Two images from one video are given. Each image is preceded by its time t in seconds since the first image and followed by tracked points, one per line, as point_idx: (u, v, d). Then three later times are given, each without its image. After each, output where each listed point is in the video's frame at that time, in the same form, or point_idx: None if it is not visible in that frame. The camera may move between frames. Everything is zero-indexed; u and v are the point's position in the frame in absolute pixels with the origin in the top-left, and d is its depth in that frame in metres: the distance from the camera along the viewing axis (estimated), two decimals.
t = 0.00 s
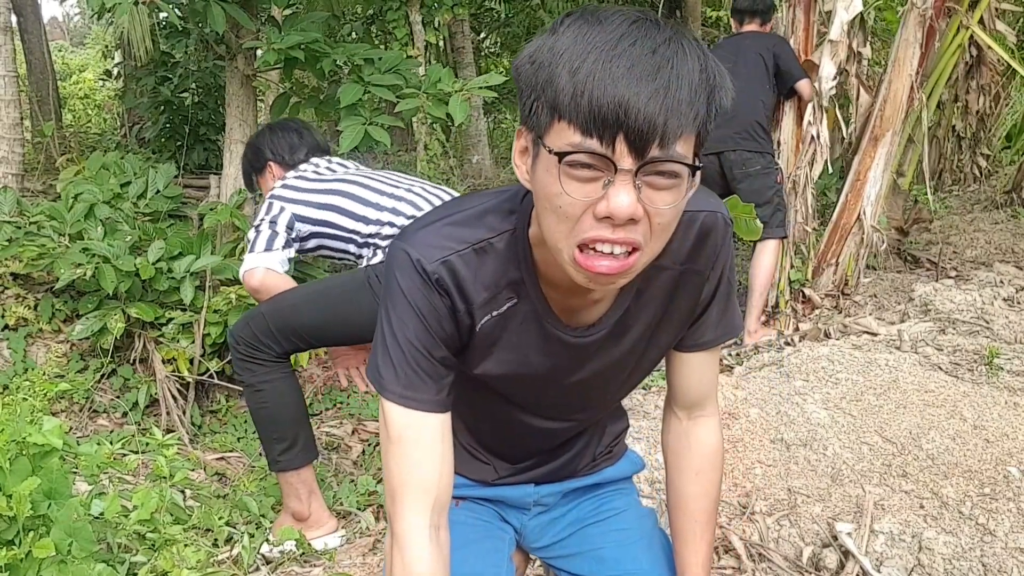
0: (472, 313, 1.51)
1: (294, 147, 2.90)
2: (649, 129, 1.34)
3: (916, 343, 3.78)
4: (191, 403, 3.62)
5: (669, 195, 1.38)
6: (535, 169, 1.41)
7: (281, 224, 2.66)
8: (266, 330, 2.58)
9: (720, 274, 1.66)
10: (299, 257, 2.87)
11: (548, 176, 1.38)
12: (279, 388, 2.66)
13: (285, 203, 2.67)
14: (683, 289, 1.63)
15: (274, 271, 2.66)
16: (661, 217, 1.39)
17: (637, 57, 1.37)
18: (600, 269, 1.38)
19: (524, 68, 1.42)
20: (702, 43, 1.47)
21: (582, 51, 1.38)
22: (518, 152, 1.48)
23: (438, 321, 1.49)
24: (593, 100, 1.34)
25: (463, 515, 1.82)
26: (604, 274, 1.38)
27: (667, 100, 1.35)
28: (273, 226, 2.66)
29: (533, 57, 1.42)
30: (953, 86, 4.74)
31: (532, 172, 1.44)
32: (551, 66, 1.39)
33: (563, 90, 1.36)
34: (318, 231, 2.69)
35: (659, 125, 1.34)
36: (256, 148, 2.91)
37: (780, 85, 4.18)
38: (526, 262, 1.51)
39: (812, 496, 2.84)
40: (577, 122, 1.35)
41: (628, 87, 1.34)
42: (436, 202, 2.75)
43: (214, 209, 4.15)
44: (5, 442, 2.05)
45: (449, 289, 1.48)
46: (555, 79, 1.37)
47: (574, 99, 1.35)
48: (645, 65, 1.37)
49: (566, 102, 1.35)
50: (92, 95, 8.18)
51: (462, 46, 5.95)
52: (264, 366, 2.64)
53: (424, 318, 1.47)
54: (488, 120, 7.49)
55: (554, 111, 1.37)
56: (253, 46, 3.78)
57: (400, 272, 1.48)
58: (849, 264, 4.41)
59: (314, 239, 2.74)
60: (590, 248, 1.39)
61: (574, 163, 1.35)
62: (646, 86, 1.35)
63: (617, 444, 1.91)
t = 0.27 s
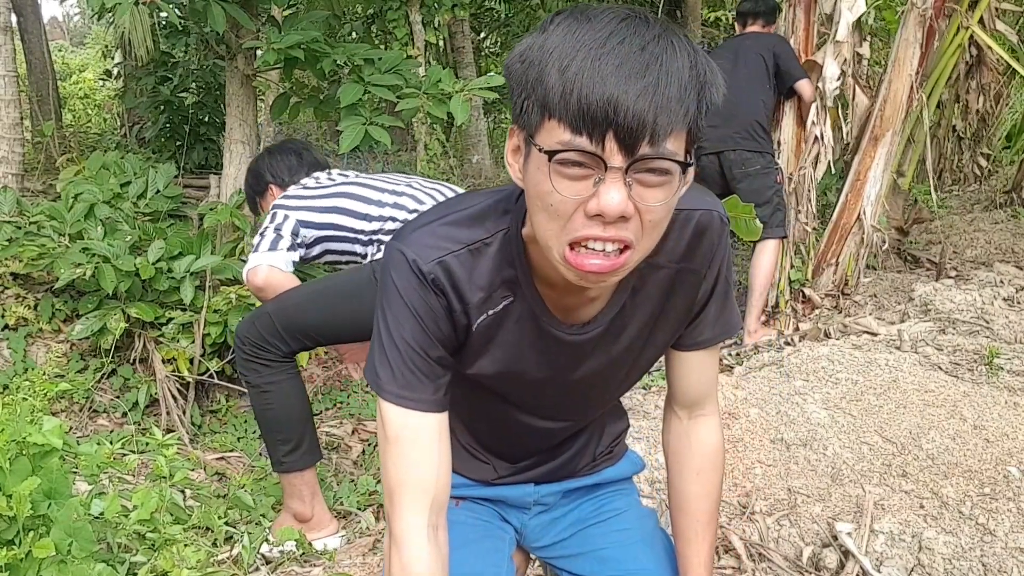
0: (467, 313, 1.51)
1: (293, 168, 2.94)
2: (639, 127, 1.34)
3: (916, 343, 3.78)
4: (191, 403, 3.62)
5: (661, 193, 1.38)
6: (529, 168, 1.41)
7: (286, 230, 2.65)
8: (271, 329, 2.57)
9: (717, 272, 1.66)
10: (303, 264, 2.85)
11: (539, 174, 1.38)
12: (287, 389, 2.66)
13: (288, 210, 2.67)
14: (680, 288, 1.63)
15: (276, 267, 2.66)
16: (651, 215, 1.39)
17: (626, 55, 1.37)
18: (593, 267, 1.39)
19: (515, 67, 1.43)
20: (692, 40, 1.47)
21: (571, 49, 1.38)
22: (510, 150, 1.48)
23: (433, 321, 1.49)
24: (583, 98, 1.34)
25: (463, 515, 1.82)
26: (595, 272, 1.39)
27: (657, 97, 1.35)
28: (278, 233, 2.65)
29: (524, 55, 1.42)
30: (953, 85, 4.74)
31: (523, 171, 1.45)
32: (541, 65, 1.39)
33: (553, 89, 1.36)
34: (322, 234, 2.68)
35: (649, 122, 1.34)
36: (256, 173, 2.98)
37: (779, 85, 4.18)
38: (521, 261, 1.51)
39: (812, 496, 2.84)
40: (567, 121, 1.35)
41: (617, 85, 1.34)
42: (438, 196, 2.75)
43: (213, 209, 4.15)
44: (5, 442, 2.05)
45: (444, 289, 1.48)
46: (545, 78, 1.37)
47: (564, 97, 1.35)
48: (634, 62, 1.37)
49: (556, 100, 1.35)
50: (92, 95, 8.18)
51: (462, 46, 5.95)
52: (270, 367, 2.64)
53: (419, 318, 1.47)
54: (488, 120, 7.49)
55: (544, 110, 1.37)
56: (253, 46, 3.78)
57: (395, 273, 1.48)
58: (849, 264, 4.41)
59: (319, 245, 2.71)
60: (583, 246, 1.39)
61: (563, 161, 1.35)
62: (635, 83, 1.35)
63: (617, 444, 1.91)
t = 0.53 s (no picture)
0: (467, 311, 1.51)
1: (292, 179, 2.94)
2: (635, 119, 1.34)
3: (916, 343, 3.78)
4: (191, 403, 3.62)
5: (658, 186, 1.38)
6: (526, 166, 1.41)
7: (286, 234, 2.64)
8: (271, 330, 2.57)
9: (716, 270, 1.66)
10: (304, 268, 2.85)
11: (537, 170, 1.38)
12: (287, 390, 2.66)
13: (288, 215, 2.67)
14: (679, 286, 1.63)
15: (275, 267, 2.65)
16: (650, 208, 1.39)
17: (621, 49, 1.38)
18: (594, 261, 1.38)
19: (510, 65, 1.43)
20: (686, 34, 1.47)
21: (565, 45, 1.39)
22: (508, 149, 1.48)
23: (433, 319, 1.49)
24: (580, 93, 1.34)
25: (463, 515, 1.82)
26: (595, 265, 1.38)
27: (653, 90, 1.36)
28: (278, 238, 2.64)
29: (519, 53, 1.42)
30: (953, 86, 4.73)
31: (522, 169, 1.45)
32: (536, 61, 1.40)
33: (550, 85, 1.36)
34: (323, 238, 2.67)
35: (645, 115, 1.35)
36: (256, 186, 2.97)
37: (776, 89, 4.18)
38: (520, 259, 1.51)
39: (812, 496, 2.84)
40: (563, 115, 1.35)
41: (612, 78, 1.35)
42: (436, 199, 2.78)
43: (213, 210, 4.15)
44: (5, 442, 2.05)
45: (444, 287, 1.48)
46: (541, 74, 1.37)
47: (560, 91, 1.35)
48: (629, 56, 1.37)
49: (552, 97, 1.36)
50: (92, 95, 8.18)
51: (462, 46, 5.95)
52: (270, 368, 2.64)
53: (419, 317, 1.47)
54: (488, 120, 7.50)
55: (540, 106, 1.38)
56: (253, 46, 3.78)
57: (394, 272, 1.48)
58: (849, 264, 4.41)
59: (319, 250, 2.71)
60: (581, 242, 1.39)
61: (562, 156, 1.36)
62: (630, 77, 1.35)
63: (616, 444, 1.91)
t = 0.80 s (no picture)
0: (470, 306, 1.50)
1: (293, 178, 2.94)
2: (634, 106, 1.35)
3: (916, 343, 3.78)
4: (191, 403, 3.62)
5: (658, 174, 1.39)
6: (527, 159, 1.41)
7: (286, 234, 2.64)
8: (270, 331, 2.58)
9: (716, 265, 1.67)
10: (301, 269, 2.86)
11: (538, 160, 1.38)
12: (285, 390, 2.66)
13: (289, 214, 2.67)
14: (679, 281, 1.63)
15: (274, 268, 2.65)
16: (651, 195, 1.39)
17: (618, 38, 1.39)
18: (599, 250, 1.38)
19: (509, 59, 1.44)
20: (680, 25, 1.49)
21: (563, 35, 1.40)
22: (508, 142, 1.48)
23: (435, 316, 1.48)
24: (579, 84, 1.35)
25: (463, 516, 1.81)
26: (598, 253, 1.38)
27: (650, 78, 1.37)
28: (277, 237, 2.65)
29: (517, 46, 1.43)
30: (953, 86, 4.73)
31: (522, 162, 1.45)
32: (534, 53, 1.40)
33: (548, 77, 1.37)
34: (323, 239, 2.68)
35: (643, 102, 1.36)
36: (259, 186, 2.97)
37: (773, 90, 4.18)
38: (523, 255, 1.52)
39: (812, 496, 2.84)
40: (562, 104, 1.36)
41: (610, 67, 1.36)
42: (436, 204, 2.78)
43: (213, 209, 4.15)
44: (5, 442, 2.05)
45: (446, 283, 1.48)
46: (540, 66, 1.38)
47: (558, 81, 1.36)
48: (626, 45, 1.38)
49: (552, 88, 1.36)
50: (92, 94, 8.18)
51: (462, 45, 5.95)
52: (267, 368, 2.64)
53: (422, 315, 1.47)
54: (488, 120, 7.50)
55: (540, 96, 1.38)
56: (253, 46, 3.78)
57: (396, 269, 1.48)
58: (849, 264, 4.41)
59: (318, 251, 2.72)
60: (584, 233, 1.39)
61: (563, 145, 1.36)
62: (627, 64, 1.36)
63: (616, 442, 1.91)
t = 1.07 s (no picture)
0: (481, 293, 1.51)
1: (296, 186, 2.94)
2: (646, 87, 1.38)
3: (916, 343, 3.78)
4: (191, 403, 3.62)
5: (670, 153, 1.41)
6: (544, 144, 1.43)
7: (288, 244, 2.66)
8: (261, 337, 2.59)
9: (718, 256, 1.69)
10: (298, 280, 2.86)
11: (555, 143, 1.41)
12: (278, 391, 2.66)
13: (291, 224, 2.68)
14: (683, 271, 1.64)
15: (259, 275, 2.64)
16: (665, 172, 1.41)
17: (628, 23, 1.42)
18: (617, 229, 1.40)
19: (523, 49, 1.46)
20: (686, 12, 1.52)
21: (574, 23, 1.43)
22: (524, 131, 1.50)
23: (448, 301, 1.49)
24: (593, 69, 1.39)
25: (464, 516, 1.80)
26: (618, 235, 1.40)
27: (661, 60, 1.40)
28: (278, 246, 2.66)
29: (531, 35, 1.46)
30: (953, 86, 4.73)
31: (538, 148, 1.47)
32: (547, 41, 1.43)
33: (562, 63, 1.40)
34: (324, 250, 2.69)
35: (655, 83, 1.39)
36: (261, 195, 2.96)
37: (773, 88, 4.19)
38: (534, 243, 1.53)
39: (812, 496, 2.84)
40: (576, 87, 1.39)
41: (621, 50, 1.39)
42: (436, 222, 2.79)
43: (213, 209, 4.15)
44: (5, 442, 2.05)
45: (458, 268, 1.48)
46: (553, 53, 1.41)
47: (572, 66, 1.39)
48: (636, 29, 1.42)
49: (565, 73, 1.40)
50: (92, 94, 8.18)
51: (462, 45, 5.95)
52: (258, 370, 2.64)
53: (433, 299, 1.47)
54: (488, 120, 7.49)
55: (555, 81, 1.41)
56: (253, 46, 3.78)
57: (408, 255, 1.49)
58: (849, 264, 4.41)
59: (318, 263, 2.72)
60: (602, 213, 1.41)
61: (580, 125, 1.39)
62: (638, 47, 1.40)
63: (617, 438, 1.91)
